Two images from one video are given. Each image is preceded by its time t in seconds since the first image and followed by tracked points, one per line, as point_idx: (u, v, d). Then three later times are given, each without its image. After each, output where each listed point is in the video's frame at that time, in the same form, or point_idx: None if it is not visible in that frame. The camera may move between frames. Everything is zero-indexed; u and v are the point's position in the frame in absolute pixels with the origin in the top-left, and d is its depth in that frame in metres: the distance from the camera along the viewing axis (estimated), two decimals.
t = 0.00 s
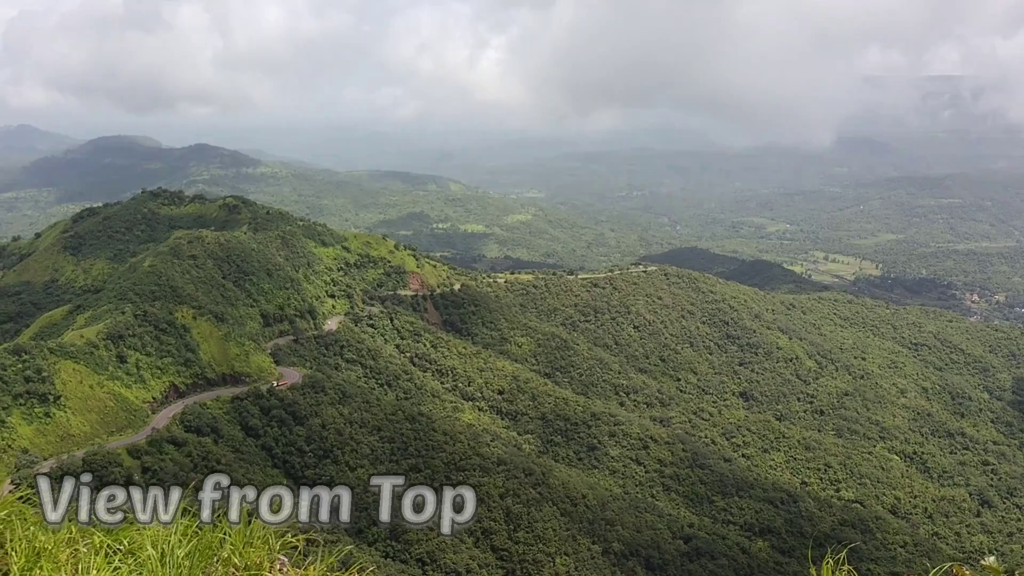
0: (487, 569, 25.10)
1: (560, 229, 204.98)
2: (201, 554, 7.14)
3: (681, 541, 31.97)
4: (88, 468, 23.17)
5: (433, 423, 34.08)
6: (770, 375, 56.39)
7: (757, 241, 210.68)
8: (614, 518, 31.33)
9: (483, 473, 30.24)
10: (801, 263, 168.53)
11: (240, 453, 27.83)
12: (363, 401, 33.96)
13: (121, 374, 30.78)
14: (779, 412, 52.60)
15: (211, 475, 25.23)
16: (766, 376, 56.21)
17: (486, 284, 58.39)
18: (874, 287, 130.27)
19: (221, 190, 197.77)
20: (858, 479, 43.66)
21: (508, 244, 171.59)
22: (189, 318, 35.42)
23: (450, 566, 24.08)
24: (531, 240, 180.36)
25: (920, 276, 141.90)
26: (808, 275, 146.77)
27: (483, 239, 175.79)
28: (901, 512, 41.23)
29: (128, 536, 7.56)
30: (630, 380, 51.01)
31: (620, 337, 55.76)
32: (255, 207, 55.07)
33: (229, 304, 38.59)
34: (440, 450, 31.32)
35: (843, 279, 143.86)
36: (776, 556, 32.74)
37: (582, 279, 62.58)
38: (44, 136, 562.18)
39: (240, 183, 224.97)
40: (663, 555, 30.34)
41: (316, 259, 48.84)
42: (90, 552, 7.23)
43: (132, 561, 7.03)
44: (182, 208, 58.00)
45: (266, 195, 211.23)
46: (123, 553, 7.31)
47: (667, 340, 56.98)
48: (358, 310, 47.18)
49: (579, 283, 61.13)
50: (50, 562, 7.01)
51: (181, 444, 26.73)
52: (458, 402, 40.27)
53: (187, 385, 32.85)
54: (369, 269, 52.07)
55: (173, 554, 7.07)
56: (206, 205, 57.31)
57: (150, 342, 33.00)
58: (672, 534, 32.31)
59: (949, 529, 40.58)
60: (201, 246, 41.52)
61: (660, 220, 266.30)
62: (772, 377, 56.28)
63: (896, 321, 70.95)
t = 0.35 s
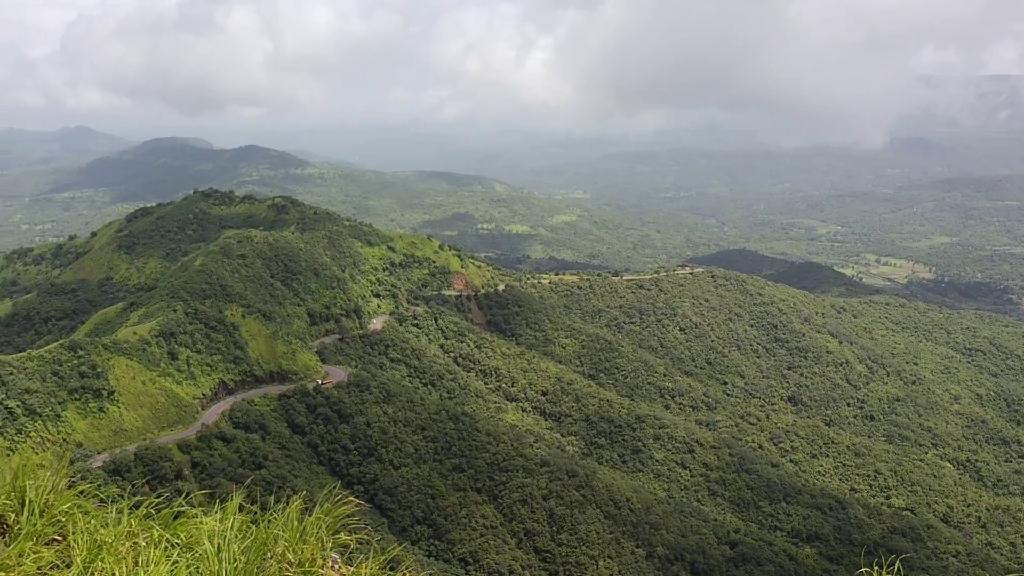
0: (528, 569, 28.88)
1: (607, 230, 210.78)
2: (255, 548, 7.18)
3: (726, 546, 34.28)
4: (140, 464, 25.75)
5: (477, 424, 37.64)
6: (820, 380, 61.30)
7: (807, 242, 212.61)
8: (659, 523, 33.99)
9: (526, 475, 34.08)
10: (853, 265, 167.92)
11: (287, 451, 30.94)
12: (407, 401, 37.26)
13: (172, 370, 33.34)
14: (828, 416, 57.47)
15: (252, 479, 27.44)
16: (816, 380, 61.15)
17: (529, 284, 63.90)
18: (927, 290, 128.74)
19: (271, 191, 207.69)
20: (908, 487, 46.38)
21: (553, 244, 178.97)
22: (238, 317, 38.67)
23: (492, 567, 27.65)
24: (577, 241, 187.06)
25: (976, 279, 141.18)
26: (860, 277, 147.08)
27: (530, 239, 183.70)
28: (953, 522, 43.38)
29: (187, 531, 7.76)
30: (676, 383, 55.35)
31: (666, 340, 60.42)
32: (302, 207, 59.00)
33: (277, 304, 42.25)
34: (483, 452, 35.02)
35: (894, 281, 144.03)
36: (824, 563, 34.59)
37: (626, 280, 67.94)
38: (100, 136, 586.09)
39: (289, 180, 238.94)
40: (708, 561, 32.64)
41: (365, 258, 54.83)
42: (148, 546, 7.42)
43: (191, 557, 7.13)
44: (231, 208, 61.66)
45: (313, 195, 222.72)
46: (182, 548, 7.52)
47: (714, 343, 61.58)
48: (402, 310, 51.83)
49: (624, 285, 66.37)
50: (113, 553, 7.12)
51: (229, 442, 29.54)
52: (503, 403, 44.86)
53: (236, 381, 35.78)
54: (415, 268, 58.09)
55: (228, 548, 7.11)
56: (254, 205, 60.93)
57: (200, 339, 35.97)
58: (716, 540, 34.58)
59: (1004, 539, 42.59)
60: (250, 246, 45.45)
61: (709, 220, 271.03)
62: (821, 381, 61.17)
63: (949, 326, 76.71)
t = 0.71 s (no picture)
0: (564, 569, 28.63)
1: (645, 231, 213.50)
2: (295, 546, 6.96)
3: (765, 550, 34.36)
4: (182, 459, 26.22)
5: (512, 424, 37.86)
6: (860, 383, 61.06)
7: (849, 243, 212.54)
8: (695, 525, 34.02)
9: (562, 475, 33.91)
10: (895, 266, 166.93)
11: (324, 449, 31.68)
12: (442, 401, 37.72)
13: (212, 368, 34.05)
14: (869, 419, 57.03)
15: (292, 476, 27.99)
16: (856, 382, 60.97)
17: (567, 285, 64.81)
18: (971, 292, 127.63)
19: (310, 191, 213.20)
20: (951, 493, 45.94)
21: (589, 245, 182.35)
22: (277, 316, 39.47)
23: (528, 567, 27.37)
24: (616, 243, 190.41)
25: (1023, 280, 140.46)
26: (902, 278, 146.57)
27: (567, 240, 187.36)
28: (997, 528, 43.12)
29: (230, 526, 7.38)
30: (713, 385, 55.27)
31: (704, 340, 60.98)
32: (340, 207, 59.62)
33: (314, 302, 43.11)
34: (518, 452, 35.01)
35: (938, 282, 143.37)
36: (865, 568, 34.83)
37: (664, 281, 68.84)
38: (142, 139, 603.50)
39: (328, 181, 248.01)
40: (746, 563, 32.67)
41: (401, 258, 55.98)
42: (193, 542, 6.95)
43: (234, 553, 6.76)
44: (270, 207, 62.99)
45: (349, 195, 228.38)
46: (223, 544, 7.06)
47: (751, 344, 61.69)
48: (438, 310, 52.73)
49: (661, 286, 67.25)
50: (159, 548, 6.70)
51: (267, 439, 30.23)
52: (539, 404, 45.13)
53: (274, 379, 36.64)
54: (451, 269, 59.06)
55: (270, 543, 6.92)
56: (292, 205, 61.99)
57: (240, 337, 36.78)
58: (754, 544, 34.46)
59: None
60: (288, 245, 46.12)
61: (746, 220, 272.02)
62: (862, 383, 61.03)
63: (992, 329, 77.77)
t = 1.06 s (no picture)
0: (588, 571, 28.45)
1: (672, 232, 214.31)
2: (323, 547, 6.55)
3: (789, 553, 33.93)
4: (209, 457, 26.70)
5: (537, 424, 37.89)
6: (890, 387, 60.65)
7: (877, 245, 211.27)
8: (720, 529, 33.91)
9: (587, 477, 33.78)
10: (925, 268, 165.70)
11: (350, 448, 32.05)
12: (467, 402, 37.89)
13: (241, 367, 34.50)
14: (898, 424, 56.47)
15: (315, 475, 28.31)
16: (885, 386, 60.49)
17: (593, 286, 65.09)
18: (1005, 295, 126.10)
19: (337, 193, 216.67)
20: (981, 499, 45.39)
21: (615, 247, 183.82)
22: (304, 315, 39.97)
23: (552, 568, 27.25)
24: (642, 244, 191.67)
25: None
26: (931, 280, 145.75)
27: (593, 241, 188.99)
28: None
29: (257, 526, 6.93)
30: (740, 387, 54.94)
31: (730, 343, 61.04)
32: (368, 207, 60.17)
33: (341, 302, 43.63)
34: (543, 453, 34.99)
35: (970, 284, 142.12)
36: (891, 572, 34.31)
37: (690, 283, 69.16)
38: (172, 141, 614.82)
39: (354, 184, 252.47)
40: (771, 567, 32.29)
41: (427, 259, 56.48)
42: (220, 539, 6.56)
43: (262, 551, 6.44)
44: (299, 208, 63.66)
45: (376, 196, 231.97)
46: (252, 543, 6.67)
47: (777, 347, 61.68)
48: (464, 310, 53.06)
49: (687, 288, 67.54)
50: (187, 545, 6.31)
51: (294, 438, 30.49)
52: (563, 404, 45.20)
53: (301, 378, 37.02)
54: (477, 270, 59.70)
55: (297, 543, 6.56)
56: (320, 206, 62.73)
57: (267, 336, 37.17)
58: (779, 548, 33.98)
59: None
60: (316, 246, 46.66)
61: (774, 222, 271.29)
62: (891, 387, 60.59)
63: None
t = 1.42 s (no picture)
0: (605, 571, 28.39)
1: (690, 232, 214.64)
2: (344, 543, 6.34)
3: (808, 555, 33.81)
4: (228, 455, 27.02)
5: (555, 424, 37.89)
6: (911, 389, 60.85)
7: (899, 245, 210.48)
8: (739, 530, 33.87)
9: (604, 477, 33.84)
10: (948, 270, 164.85)
11: (368, 447, 32.14)
12: (485, 402, 37.95)
13: (260, 366, 34.76)
14: (919, 425, 56.10)
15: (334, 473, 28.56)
16: (907, 389, 60.70)
17: (612, 286, 64.94)
18: None
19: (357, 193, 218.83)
20: (1004, 501, 45.00)
21: (633, 247, 184.43)
22: (323, 315, 40.30)
23: (569, 567, 27.25)
24: (661, 245, 192.03)
25: None
26: (954, 282, 145.30)
27: (613, 242, 189.57)
28: None
29: (278, 523, 6.81)
30: (759, 388, 54.70)
31: (750, 344, 60.81)
32: (386, 207, 60.43)
33: (360, 301, 43.79)
34: (561, 453, 35.04)
35: (993, 285, 141.52)
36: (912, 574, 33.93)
37: (710, 284, 69.03)
38: (192, 141, 621.99)
39: (372, 184, 254.10)
40: (790, 568, 32.04)
41: (445, 259, 56.49)
42: (243, 537, 6.10)
43: (284, 549, 6.17)
44: (318, 208, 63.91)
45: (395, 196, 234.21)
46: (274, 540, 6.48)
47: (797, 349, 61.81)
48: (482, 310, 53.10)
49: (707, 288, 67.38)
50: (212, 540, 5.69)
51: (312, 437, 30.71)
52: (581, 405, 45.07)
53: (320, 378, 37.22)
54: (495, 270, 59.82)
55: (317, 541, 6.34)
56: (339, 205, 62.96)
57: (286, 335, 37.51)
58: (798, 549, 33.96)
59: None
60: (334, 245, 46.88)
61: (795, 222, 270.08)
62: (913, 390, 60.75)
63: None
